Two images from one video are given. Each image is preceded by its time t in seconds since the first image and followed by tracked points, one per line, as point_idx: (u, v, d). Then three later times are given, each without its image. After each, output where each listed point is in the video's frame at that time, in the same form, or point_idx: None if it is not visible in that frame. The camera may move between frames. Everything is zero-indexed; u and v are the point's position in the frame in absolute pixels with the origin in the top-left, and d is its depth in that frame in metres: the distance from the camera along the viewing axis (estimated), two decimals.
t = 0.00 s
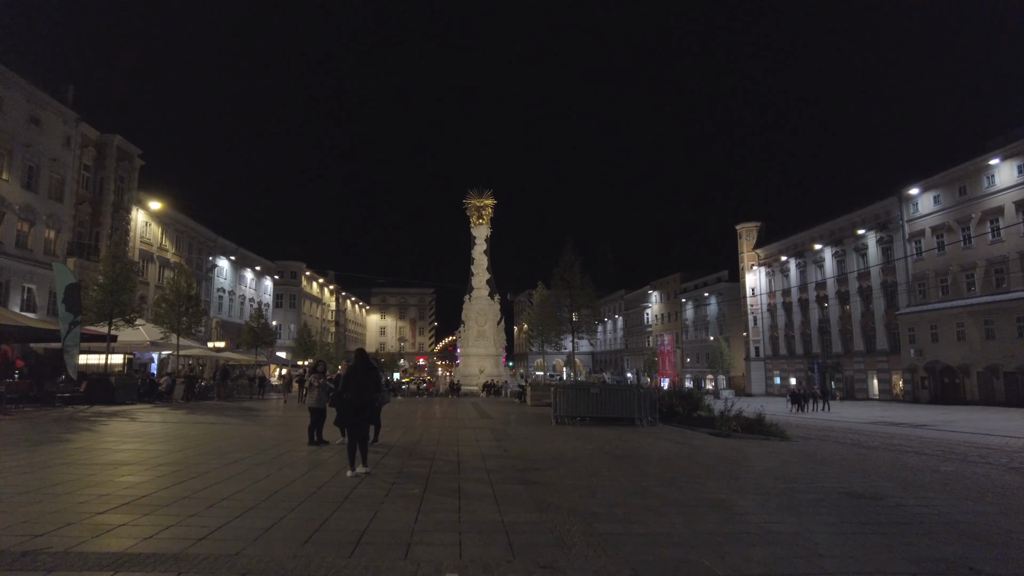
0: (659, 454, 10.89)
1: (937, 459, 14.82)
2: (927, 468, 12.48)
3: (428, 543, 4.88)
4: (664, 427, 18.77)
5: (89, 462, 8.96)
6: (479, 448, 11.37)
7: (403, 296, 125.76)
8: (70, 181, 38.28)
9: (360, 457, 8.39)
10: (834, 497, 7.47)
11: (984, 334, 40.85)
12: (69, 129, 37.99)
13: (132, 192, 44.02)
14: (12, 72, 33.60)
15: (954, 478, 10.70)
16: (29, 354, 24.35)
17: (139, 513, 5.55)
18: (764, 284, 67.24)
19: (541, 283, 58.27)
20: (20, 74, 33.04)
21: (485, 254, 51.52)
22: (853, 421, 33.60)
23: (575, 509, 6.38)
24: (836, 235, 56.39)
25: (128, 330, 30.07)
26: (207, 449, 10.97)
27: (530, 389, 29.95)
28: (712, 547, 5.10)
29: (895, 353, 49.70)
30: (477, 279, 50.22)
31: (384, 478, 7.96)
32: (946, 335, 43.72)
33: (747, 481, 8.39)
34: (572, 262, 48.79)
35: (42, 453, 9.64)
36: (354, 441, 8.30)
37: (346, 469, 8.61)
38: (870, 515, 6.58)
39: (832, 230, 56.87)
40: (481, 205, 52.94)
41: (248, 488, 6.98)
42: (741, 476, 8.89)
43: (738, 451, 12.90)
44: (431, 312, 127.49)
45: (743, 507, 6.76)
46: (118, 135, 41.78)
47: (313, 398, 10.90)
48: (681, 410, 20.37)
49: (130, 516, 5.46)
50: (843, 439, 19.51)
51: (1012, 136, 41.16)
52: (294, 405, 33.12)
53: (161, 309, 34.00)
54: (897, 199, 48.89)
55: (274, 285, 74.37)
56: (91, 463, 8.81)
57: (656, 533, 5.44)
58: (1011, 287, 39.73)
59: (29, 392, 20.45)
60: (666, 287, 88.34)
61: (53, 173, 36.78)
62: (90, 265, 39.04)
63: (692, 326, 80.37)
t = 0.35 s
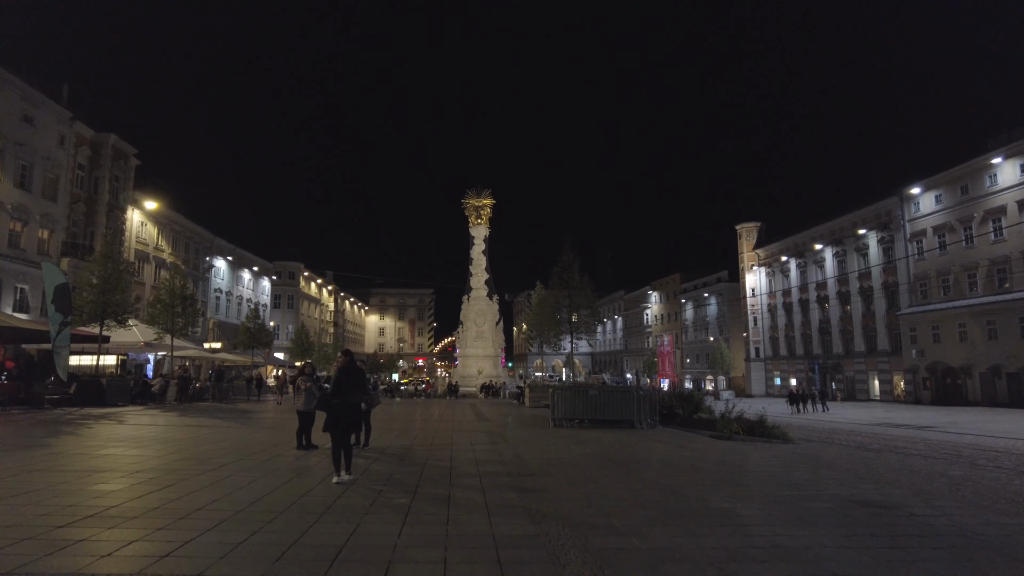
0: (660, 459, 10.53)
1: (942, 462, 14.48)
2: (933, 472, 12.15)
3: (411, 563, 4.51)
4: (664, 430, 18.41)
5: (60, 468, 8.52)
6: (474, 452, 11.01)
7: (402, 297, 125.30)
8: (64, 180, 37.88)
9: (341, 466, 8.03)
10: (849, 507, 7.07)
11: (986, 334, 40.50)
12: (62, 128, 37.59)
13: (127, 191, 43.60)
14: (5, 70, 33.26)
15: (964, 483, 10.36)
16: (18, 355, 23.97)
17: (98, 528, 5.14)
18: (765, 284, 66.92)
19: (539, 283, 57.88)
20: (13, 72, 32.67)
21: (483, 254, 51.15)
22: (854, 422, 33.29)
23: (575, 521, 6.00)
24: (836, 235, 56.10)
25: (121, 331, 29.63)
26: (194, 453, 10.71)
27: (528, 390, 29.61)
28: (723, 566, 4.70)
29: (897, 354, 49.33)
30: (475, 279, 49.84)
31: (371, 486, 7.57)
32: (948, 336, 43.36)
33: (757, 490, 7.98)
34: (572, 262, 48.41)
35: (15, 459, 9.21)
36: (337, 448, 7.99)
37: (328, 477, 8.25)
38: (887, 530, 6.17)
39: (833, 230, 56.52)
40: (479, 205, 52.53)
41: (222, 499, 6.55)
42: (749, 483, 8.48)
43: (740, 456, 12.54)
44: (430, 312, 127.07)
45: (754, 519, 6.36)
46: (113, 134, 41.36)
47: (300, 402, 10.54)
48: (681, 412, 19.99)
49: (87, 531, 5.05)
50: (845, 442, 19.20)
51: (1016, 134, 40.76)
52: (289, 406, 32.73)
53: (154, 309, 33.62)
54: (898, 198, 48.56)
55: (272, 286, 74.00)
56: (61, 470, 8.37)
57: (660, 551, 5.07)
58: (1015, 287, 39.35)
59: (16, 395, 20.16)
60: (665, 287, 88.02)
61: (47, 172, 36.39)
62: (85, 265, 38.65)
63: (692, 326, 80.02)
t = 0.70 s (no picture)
0: (664, 461, 10.17)
1: (953, 465, 14.07)
2: (946, 475, 11.75)
3: None
4: (666, 431, 18.04)
5: (36, 470, 8.15)
6: (471, 454, 10.66)
7: (402, 296, 124.89)
8: (60, 177, 37.53)
9: (333, 469, 7.70)
10: (864, 513, 6.70)
11: (990, 334, 40.13)
12: (58, 124, 37.25)
13: (124, 189, 43.23)
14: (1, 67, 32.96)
15: (980, 488, 9.97)
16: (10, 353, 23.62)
17: (64, 538, 4.83)
18: (766, 284, 66.57)
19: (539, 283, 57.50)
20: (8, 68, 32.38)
21: (483, 253, 50.80)
22: (857, 423, 32.96)
23: (575, 529, 5.64)
24: (838, 235, 55.73)
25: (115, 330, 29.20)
26: (184, 454, 10.40)
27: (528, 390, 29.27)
28: None
29: (899, 354, 48.93)
30: (475, 278, 49.48)
31: (361, 490, 7.24)
32: (952, 336, 42.97)
33: (765, 494, 7.63)
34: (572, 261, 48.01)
35: None
36: (328, 450, 7.68)
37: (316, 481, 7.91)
38: (905, 540, 5.82)
39: (835, 230, 56.16)
40: (479, 203, 52.12)
41: (201, 504, 6.24)
42: (756, 487, 8.14)
43: (747, 458, 12.16)
44: (430, 312, 126.65)
45: (764, 527, 6.01)
46: (109, 131, 41.00)
47: (290, 402, 10.23)
48: (684, 413, 19.60)
49: (46, 541, 4.75)
50: (852, 444, 18.79)
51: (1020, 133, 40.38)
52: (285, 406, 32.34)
53: (149, 308, 33.27)
54: (901, 198, 48.20)
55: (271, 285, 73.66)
56: (37, 472, 8.01)
57: (666, 563, 4.72)
58: (1019, 286, 38.96)
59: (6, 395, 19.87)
60: (666, 287, 87.63)
61: (42, 169, 36.06)
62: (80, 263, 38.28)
63: (693, 326, 79.66)
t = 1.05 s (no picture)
0: (666, 464, 9.83)
1: (962, 468, 13.73)
2: (957, 479, 11.41)
3: None
4: (667, 432, 17.70)
5: (15, 473, 7.87)
6: (467, 458, 10.28)
7: (401, 296, 124.54)
8: (55, 175, 37.19)
9: (321, 474, 7.31)
10: (879, 522, 6.36)
11: (993, 335, 39.81)
12: (53, 122, 36.93)
13: (120, 187, 42.89)
14: None
15: (994, 492, 9.62)
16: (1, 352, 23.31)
17: (24, 551, 4.53)
18: (766, 284, 66.23)
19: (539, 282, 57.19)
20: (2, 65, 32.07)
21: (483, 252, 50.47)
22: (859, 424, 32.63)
23: (574, 542, 5.28)
24: (840, 234, 55.41)
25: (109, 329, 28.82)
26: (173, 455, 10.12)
27: (526, 390, 28.95)
28: None
29: (901, 355, 48.61)
30: (474, 277, 49.15)
31: (351, 495, 6.89)
32: (954, 337, 42.63)
33: (776, 501, 7.26)
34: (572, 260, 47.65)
35: None
36: (315, 454, 7.33)
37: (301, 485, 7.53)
38: (927, 552, 5.45)
39: (836, 229, 55.85)
40: (479, 202, 51.74)
41: (166, 517, 5.82)
42: (765, 493, 7.80)
43: (751, 461, 11.80)
44: (429, 312, 126.32)
45: (774, 539, 5.65)
46: (105, 128, 40.64)
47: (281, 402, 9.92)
48: (685, 414, 19.27)
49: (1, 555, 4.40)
50: (856, 446, 18.48)
51: None
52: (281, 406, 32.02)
53: (144, 307, 32.95)
54: (903, 197, 47.85)
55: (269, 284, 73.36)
56: (10, 476, 7.67)
57: None
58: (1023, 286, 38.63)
59: None
60: (666, 287, 87.31)
61: (37, 167, 35.74)
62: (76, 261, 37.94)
63: (693, 326, 79.36)
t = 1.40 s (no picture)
0: (669, 466, 9.48)
1: (971, 468, 13.38)
2: (969, 479, 11.03)
3: None
4: (669, 432, 17.32)
5: None
6: (460, 459, 9.88)
7: (401, 295, 124.21)
8: (49, 173, 36.82)
9: (304, 477, 6.94)
10: (899, 529, 5.94)
11: (997, 332, 39.42)
12: (47, 119, 36.55)
13: (116, 185, 42.50)
14: None
15: (1011, 493, 9.24)
16: None
17: None
18: (767, 282, 65.88)
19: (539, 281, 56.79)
20: None
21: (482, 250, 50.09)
22: (862, 423, 32.26)
23: (572, 554, 4.89)
24: (841, 232, 55.05)
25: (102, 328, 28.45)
26: (159, 457, 9.77)
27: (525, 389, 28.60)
28: None
29: (903, 353, 48.22)
30: (473, 276, 48.78)
31: (334, 501, 6.49)
32: (957, 334, 42.25)
33: (787, 507, 6.85)
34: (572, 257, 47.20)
35: None
36: (299, 457, 6.94)
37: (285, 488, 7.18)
38: (954, 563, 5.04)
39: (838, 226, 55.50)
40: (477, 200, 51.32)
41: (132, 530, 5.43)
42: (773, 498, 7.40)
43: (756, 461, 11.43)
44: (429, 311, 125.95)
45: (789, 549, 5.26)
46: (100, 125, 40.24)
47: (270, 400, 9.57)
48: (686, 413, 18.93)
49: None
50: (861, 445, 18.12)
51: None
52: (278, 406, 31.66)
53: (138, 306, 32.60)
54: (906, 194, 47.47)
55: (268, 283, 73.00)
56: None
57: None
58: None
59: None
60: (666, 286, 86.94)
61: (31, 164, 35.40)
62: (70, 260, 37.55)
63: (694, 325, 79.01)
